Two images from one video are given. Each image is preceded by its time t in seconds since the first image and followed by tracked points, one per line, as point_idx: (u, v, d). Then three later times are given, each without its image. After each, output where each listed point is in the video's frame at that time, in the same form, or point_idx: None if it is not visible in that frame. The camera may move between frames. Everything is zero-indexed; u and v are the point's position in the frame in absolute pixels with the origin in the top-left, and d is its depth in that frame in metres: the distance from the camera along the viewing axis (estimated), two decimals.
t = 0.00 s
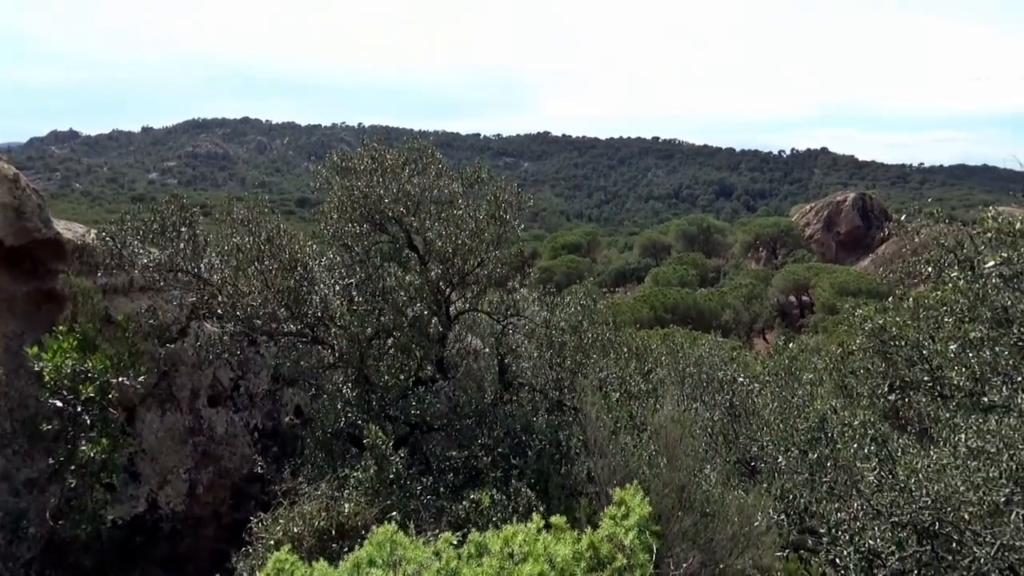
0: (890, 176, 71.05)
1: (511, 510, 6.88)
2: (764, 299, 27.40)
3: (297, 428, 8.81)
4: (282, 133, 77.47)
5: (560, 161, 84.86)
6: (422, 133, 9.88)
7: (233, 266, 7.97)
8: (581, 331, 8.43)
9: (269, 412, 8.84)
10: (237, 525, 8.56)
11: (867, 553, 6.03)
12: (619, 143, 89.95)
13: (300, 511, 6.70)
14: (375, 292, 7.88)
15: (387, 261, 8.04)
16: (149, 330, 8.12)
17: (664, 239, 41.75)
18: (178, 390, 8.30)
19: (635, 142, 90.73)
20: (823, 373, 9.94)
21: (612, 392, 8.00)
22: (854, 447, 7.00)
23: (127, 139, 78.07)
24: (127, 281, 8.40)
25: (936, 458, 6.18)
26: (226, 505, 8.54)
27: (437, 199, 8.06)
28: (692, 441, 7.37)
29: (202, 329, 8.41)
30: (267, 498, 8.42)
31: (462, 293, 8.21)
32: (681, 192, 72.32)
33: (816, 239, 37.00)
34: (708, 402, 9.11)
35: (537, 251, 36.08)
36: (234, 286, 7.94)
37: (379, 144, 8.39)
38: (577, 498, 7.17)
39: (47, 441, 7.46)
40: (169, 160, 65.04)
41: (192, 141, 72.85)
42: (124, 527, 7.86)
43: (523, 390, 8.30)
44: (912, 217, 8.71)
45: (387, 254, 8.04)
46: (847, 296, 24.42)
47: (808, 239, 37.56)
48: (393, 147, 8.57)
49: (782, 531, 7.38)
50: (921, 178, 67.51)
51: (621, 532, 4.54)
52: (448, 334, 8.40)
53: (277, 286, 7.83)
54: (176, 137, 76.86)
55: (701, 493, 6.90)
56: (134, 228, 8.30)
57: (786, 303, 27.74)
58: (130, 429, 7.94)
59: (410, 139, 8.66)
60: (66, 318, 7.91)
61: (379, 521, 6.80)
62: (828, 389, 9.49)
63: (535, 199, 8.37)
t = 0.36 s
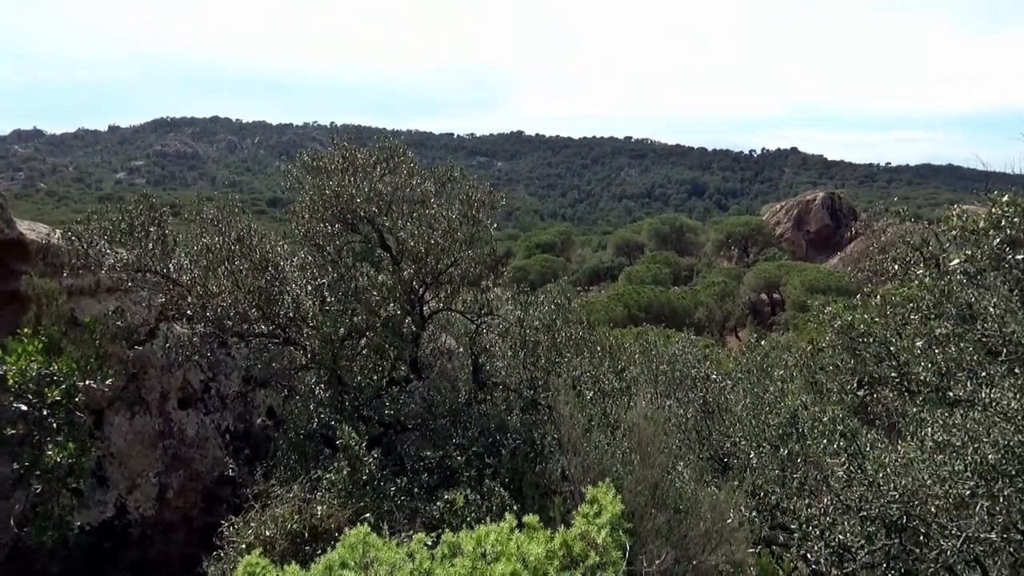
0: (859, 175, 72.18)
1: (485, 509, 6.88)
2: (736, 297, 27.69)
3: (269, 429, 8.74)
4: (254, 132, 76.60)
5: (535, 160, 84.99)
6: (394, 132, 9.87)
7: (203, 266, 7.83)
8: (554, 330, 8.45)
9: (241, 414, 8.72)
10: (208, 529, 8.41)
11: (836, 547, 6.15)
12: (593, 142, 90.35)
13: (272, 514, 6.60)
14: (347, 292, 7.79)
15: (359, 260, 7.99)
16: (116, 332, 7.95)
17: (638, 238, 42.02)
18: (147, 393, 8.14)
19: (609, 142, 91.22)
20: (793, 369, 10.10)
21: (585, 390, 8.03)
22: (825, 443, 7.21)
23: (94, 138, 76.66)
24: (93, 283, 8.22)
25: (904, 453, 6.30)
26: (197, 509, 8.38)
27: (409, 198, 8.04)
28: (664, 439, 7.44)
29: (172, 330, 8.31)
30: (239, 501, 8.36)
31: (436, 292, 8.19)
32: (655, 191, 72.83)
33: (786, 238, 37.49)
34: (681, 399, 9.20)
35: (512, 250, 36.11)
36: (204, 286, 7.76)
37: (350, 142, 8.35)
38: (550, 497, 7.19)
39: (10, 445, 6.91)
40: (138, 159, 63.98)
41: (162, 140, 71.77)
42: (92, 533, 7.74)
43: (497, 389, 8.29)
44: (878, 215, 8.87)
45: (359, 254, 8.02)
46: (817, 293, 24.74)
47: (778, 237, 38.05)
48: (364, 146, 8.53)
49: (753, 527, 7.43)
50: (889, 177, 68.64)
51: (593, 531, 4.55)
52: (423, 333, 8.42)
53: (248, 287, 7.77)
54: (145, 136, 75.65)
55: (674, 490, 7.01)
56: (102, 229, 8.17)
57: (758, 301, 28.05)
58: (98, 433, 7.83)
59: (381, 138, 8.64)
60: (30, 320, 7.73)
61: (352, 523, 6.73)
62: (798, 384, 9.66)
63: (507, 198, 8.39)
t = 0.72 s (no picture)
0: (835, 174, 72.98)
1: (466, 509, 6.87)
2: (714, 295, 27.88)
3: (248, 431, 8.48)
4: (231, 131, 75.87)
5: (515, 159, 85.01)
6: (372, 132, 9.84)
7: (178, 267, 7.79)
8: (533, 329, 8.47)
9: (218, 416, 8.51)
10: (186, 533, 8.23)
11: (814, 542, 6.15)
12: (573, 141, 90.56)
13: (250, 517, 6.53)
14: (326, 292, 7.71)
15: (337, 261, 7.93)
16: (90, 334, 7.82)
17: (617, 237, 42.18)
18: (122, 396, 8.00)
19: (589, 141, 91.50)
20: (772, 367, 10.20)
21: (565, 389, 8.05)
22: (801, 439, 7.35)
23: (68, 138, 75.50)
24: (66, 285, 8.04)
25: (879, 449, 6.42)
26: (174, 512, 8.18)
27: (387, 197, 8.00)
28: (642, 437, 7.44)
29: (147, 332, 8.21)
30: (216, 504, 8.19)
31: (415, 292, 8.18)
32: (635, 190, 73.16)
33: (764, 236, 37.84)
34: (661, 397, 9.25)
35: (492, 249, 36.10)
36: (179, 287, 7.74)
37: (327, 142, 8.31)
38: (531, 496, 7.16)
39: None
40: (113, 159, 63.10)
41: (137, 139, 70.86)
42: (67, 539, 7.61)
43: (477, 389, 8.31)
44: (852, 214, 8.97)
45: (337, 254, 7.97)
46: (794, 291, 24.97)
47: (756, 236, 38.39)
48: (342, 145, 8.50)
49: (733, 523, 7.45)
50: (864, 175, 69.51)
51: (573, 530, 4.56)
52: (402, 333, 8.44)
53: (224, 287, 7.67)
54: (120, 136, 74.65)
55: (653, 487, 7.07)
56: (74, 230, 8.12)
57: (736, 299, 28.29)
58: (72, 437, 7.65)
59: (359, 137, 8.61)
60: None
61: (332, 525, 6.70)
62: (776, 382, 9.77)
63: (486, 198, 8.39)
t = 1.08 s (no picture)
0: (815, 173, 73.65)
1: (449, 509, 6.86)
2: (696, 294, 28.05)
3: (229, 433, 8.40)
4: (211, 130, 75.14)
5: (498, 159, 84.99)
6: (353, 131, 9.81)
7: (156, 268, 7.69)
8: (516, 329, 8.50)
9: (198, 418, 8.42)
10: (166, 536, 8.13)
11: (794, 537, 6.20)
12: (555, 141, 90.71)
13: (230, 519, 6.49)
14: (307, 292, 7.71)
15: (318, 261, 7.94)
16: (66, 336, 7.74)
17: (599, 236, 42.30)
18: (100, 399, 7.89)
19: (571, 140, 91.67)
20: (752, 364, 10.29)
21: (548, 388, 8.06)
22: (781, 436, 7.42)
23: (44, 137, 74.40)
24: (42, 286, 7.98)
25: (858, 446, 6.50)
26: (154, 515, 8.08)
27: (369, 196, 7.95)
28: (625, 436, 7.55)
29: (124, 334, 8.08)
30: (198, 506, 8.06)
31: (397, 291, 8.17)
32: (618, 190, 73.41)
33: (744, 234, 38.12)
34: (643, 396, 9.28)
35: (475, 249, 36.06)
36: (158, 288, 7.66)
37: (308, 141, 8.26)
38: (514, 495, 7.17)
39: None
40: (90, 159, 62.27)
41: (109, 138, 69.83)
42: (45, 543, 7.44)
43: (460, 389, 8.30)
44: (831, 212, 9.07)
45: (318, 254, 7.97)
46: (774, 289, 25.17)
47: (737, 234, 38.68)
48: (323, 144, 8.47)
49: (715, 520, 7.54)
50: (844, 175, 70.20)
51: (555, 528, 4.56)
52: (384, 333, 8.41)
53: (203, 288, 7.59)
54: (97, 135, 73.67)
55: (636, 484, 7.09)
56: (49, 231, 8.05)
57: (717, 298, 28.47)
58: (48, 441, 7.54)
59: (340, 136, 8.58)
60: None
61: (313, 527, 6.67)
62: (756, 379, 9.86)
63: (468, 197, 8.40)
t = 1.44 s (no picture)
0: (798, 171, 74.16)
1: (434, 507, 6.84)
2: (680, 291, 28.18)
3: (212, 434, 8.33)
4: (193, 128, 74.47)
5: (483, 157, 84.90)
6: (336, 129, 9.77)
7: (137, 268, 7.61)
8: (500, 326, 8.46)
9: (181, 419, 8.35)
10: (148, 538, 8.05)
11: (777, 532, 6.23)
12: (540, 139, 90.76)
13: (213, 520, 6.45)
14: (291, 291, 7.57)
15: (302, 260, 7.92)
16: (46, 336, 7.56)
17: (584, 234, 42.38)
18: (81, 399, 7.77)
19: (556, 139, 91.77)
20: (736, 361, 10.35)
21: (533, 386, 8.07)
22: (765, 432, 7.48)
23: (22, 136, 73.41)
24: (20, 286, 7.84)
25: (841, 442, 6.56)
26: (137, 517, 8.01)
27: (352, 194, 7.95)
28: (609, 433, 7.57)
29: (106, 335, 7.97)
30: (181, 507, 8.05)
31: (381, 289, 8.14)
32: (602, 188, 73.56)
33: (728, 232, 38.32)
34: (627, 392, 9.20)
35: (459, 247, 36.00)
36: (138, 287, 7.55)
37: (291, 139, 8.22)
38: (499, 493, 7.17)
39: None
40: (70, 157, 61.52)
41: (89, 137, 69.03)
42: (26, 546, 7.31)
43: (444, 387, 8.32)
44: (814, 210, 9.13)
45: (302, 253, 7.94)
46: (758, 286, 25.31)
47: (721, 232, 38.88)
48: (305, 142, 8.45)
49: (700, 516, 7.58)
50: (826, 172, 70.71)
51: (540, 525, 4.56)
52: (369, 332, 8.35)
53: (185, 287, 7.50)
54: (77, 133, 72.80)
55: (619, 482, 7.13)
56: (28, 230, 7.93)
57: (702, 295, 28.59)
58: (28, 443, 7.39)
59: (322, 134, 8.56)
60: None
61: (297, 526, 6.64)
62: (740, 375, 9.92)
63: (453, 194, 8.39)
